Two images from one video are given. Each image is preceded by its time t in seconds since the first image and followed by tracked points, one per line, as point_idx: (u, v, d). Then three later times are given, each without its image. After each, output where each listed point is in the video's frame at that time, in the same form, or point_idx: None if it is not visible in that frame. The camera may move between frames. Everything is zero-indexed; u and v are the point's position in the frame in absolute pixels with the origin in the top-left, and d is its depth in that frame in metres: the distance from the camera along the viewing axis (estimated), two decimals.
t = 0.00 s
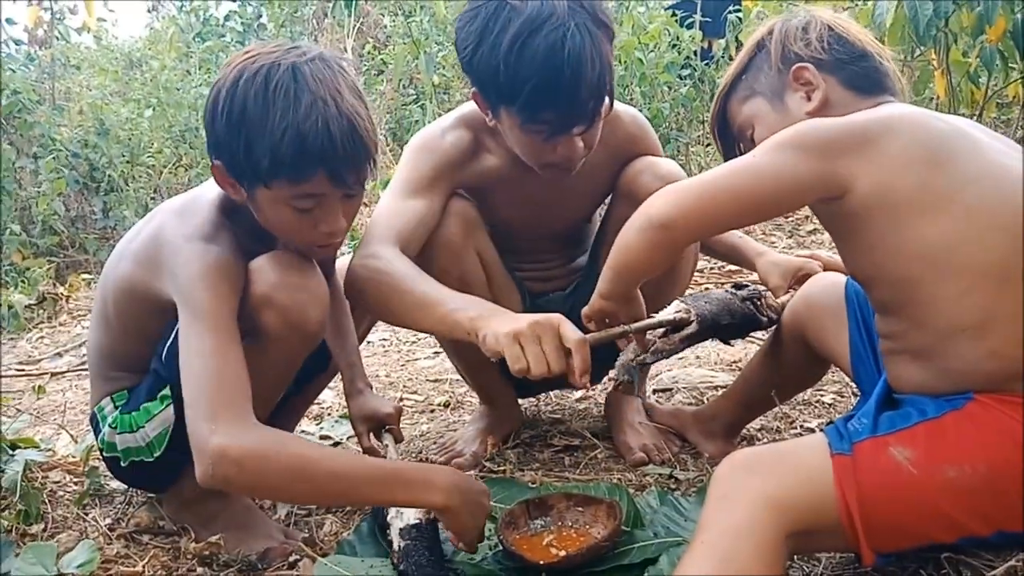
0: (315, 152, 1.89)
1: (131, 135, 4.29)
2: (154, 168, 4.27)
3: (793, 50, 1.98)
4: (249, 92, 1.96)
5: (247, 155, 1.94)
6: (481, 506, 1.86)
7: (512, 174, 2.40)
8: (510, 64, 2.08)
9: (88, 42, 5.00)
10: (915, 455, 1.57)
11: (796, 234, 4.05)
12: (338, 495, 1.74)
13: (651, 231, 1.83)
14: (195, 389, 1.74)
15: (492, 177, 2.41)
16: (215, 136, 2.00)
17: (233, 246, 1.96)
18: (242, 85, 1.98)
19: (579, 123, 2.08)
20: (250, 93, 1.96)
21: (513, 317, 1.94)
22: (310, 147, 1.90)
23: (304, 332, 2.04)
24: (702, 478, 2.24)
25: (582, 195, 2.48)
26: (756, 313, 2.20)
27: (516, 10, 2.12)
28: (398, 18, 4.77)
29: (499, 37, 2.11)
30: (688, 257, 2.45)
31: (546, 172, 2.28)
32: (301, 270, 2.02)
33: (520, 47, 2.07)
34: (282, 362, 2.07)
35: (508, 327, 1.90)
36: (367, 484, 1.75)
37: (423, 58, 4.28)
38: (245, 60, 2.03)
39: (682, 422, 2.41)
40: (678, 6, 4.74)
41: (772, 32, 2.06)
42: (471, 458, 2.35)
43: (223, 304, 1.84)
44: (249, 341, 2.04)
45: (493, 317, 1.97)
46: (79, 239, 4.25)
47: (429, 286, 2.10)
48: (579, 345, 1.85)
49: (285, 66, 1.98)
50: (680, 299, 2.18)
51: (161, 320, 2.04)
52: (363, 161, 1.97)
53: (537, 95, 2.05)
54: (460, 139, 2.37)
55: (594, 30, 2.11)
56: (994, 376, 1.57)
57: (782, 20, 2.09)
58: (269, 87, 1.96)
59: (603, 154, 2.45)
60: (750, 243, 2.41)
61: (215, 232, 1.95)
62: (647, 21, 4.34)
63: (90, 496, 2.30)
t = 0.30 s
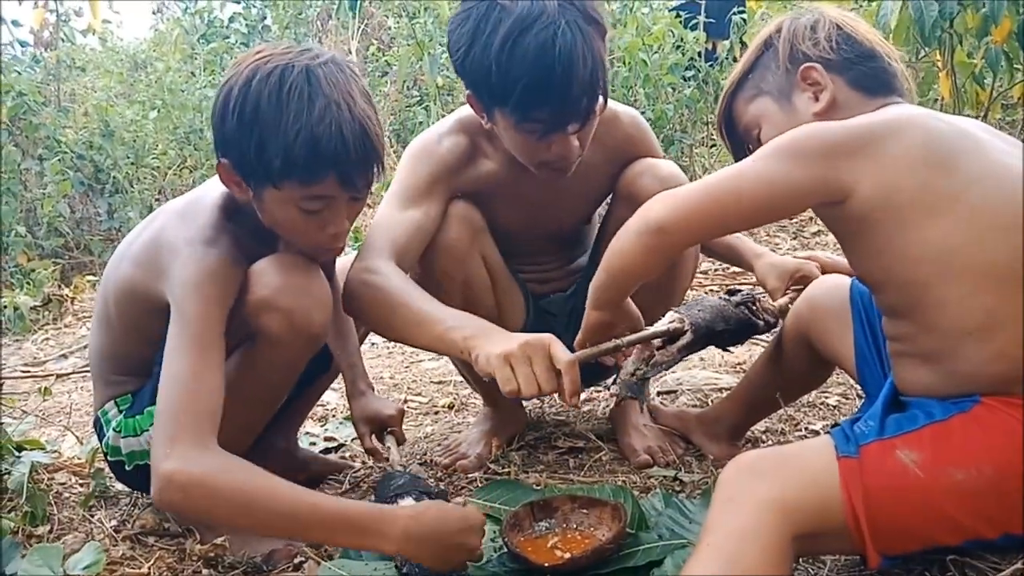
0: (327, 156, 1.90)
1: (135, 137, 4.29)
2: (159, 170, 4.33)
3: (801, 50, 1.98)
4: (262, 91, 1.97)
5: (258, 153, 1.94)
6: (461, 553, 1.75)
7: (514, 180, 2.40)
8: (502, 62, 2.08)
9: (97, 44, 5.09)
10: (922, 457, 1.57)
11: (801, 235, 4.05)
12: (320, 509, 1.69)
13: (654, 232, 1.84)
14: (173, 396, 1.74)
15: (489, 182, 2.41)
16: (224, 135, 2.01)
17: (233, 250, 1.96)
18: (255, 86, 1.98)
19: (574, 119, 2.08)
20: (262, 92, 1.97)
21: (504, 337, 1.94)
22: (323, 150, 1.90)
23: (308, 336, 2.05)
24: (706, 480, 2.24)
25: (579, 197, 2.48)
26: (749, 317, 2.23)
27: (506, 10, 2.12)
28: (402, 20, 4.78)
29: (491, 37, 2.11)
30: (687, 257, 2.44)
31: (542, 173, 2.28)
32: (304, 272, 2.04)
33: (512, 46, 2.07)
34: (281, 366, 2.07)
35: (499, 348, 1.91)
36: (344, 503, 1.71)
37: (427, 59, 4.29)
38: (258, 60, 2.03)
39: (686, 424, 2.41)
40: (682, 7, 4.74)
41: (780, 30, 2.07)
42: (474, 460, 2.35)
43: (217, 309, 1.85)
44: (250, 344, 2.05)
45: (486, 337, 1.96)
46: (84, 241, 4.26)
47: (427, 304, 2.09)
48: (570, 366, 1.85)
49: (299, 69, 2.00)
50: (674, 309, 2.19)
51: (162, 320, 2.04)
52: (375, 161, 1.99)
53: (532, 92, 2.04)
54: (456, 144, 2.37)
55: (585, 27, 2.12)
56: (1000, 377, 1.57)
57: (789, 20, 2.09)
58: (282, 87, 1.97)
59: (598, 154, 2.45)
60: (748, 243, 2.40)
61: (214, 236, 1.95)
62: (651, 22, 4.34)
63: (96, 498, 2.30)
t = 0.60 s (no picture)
0: (340, 164, 1.91)
1: (134, 139, 4.33)
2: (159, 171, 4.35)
3: (790, 59, 1.97)
4: (277, 99, 1.96)
5: (267, 158, 1.93)
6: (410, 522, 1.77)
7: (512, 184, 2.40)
8: (497, 66, 2.08)
9: (98, 45, 5.11)
10: (917, 460, 1.57)
11: (800, 238, 4.04)
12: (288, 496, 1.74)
13: (639, 247, 1.86)
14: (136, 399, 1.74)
15: (488, 189, 2.41)
16: (232, 135, 1.99)
17: (224, 256, 1.95)
18: (270, 91, 1.97)
19: (570, 124, 2.08)
20: (278, 100, 1.96)
21: (494, 375, 1.91)
22: (338, 159, 1.91)
23: (300, 339, 2.01)
24: (706, 485, 2.24)
25: (579, 201, 2.47)
26: (735, 338, 2.20)
27: (502, 15, 2.12)
28: (402, 22, 4.79)
29: (485, 41, 2.11)
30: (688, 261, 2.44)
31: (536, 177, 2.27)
32: (297, 278, 2.01)
33: (507, 50, 2.07)
34: (271, 369, 2.04)
35: (489, 387, 1.88)
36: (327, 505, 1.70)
37: (427, 62, 4.29)
38: (274, 66, 2.03)
39: (685, 428, 2.40)
40: (682, 10, 4.75)
41: (770, 39, 2.05)
42: (473, 463, 2.32)
43: (196, 312, 1.83)
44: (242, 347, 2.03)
45: (476, 369, 1.95)
46: (83, 242, 4.26)
47: (420, 324, 2.07)
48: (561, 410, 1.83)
49: (315, 78, 1.99)
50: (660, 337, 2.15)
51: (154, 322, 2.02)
52: (379, 172, 1.99)
53: (529, 96, 2.04)
54: (453, 152, 2.37)
55: (582, 32, 2.11)
56: (996, 381, 1.57)
57: (780, 28, 2.08)
58: (298, 97, 1.96)
59: (598, 158, 2.44)
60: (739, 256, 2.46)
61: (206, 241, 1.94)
62: (650, 25, 4.35)
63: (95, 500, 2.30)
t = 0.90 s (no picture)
0: (364, 172, 1.93)
1: (135, 142, 4.32)
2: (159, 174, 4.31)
3: (767, 79, 2.02)
4: (304, 104, 1.96)
5: (290, 163, 1.94)
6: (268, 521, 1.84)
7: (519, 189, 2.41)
8: (521, 75, 2.08)
9: (99, 49, 5.13)
10: (912, 461, 1.58)
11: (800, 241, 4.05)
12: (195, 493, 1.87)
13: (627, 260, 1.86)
14: (108, 380, 1.89)
15: (497, 194, 2.42)
16: (251, 138, 1.99)
17: (215, 258, 1.99)
18: (296, 97, 1.97)
19: (590, 136, 2.09)
20: (304, 107, 1.96)
21: (507, 397, 1.92)
22: (361, 167, 1.93)
23: (293, 347, 2.04)
24: (705, 486, 2.25)
25: (587, 204, 2.48)
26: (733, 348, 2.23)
27: (525, 24, 2.13)
28: (402, 26, 4.80)
29: (508, 50, 2.12)
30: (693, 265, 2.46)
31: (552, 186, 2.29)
32: (292, 284, 2.03)
33: (531, 60, 2.08)
34: (269, 378, 2.06)
35: (502, 412, 1.88)
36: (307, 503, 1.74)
37: (427, 65, 4.29)
38: (300, 70, 2.03)
39: (684, 430, 2.41)
40: (682, 14, 4.76)
41: (746, 63, 2.11)
42: (474, 465, 2.33)
43: (174, 314, 1.92)
44: (235, 356, 2.02)
45: (489, 389, 1.96)
46: (84, 245, 4.26)
47: (434, 340, 2.08)
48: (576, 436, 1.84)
49: (341, 87, 2.00)
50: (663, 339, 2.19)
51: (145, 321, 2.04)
52: (396, 183, 2.02)
53: (554, 107, 2.04)
54: (464, 158, 2.37)
55: (604, 44, 2.12)
56: (990, 383, 1.57)
57: (753, 50, 2.13)
58: (324, 103, 1.96)
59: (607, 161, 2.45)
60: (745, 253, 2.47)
61: (201, 241, 1.98)
62: (650, 29, 4.36)
63: (96, 502, 2.31)
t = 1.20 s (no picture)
0: (376, 173, 1.97)
1: (135, 145, 4.30)
2: (159, 177, 4.32)
3: (787, 63, 2.00)
4: (321, 99, 1.99)
5: (302, 157, 1.96)
6: (285, 514, 1.95)
7: (521, 192, 2.42)
8: (536, 75, 2.08)
9: (98, 53, 5.16)
10: (916, 464, 1.58)
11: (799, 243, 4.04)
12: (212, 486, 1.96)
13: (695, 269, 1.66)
14: (99, 356, 1.91)
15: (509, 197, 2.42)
16: (264, 126, 2.01)
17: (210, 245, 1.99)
18: (315, 92, 2.00)
19: (605, 136, 2.09)
20: (321, 103, 1.98)
21: (596, 400, 1.82)
22: (374, 167, 1.97)
23: (292, 381, 2.04)
24: (705, 489, 2.26)
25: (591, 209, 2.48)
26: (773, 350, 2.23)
27: (537, 24, 2.13)
28: (402, 28, 4.81)
29: (521, 51, 2.12)
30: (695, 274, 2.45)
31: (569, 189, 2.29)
32: (291, 314, 2.03)
33: (546, 57, 2.08)
34: (263, 414, 2.05)
35: (592, 411, 1.80)
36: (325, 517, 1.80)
37: (426, 67, 4.29)
38: (319, 66, 2.06)
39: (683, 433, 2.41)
40: (681, 16, 4.77)
41: (765, 43, 2.07)
42: (474, 468, 2.37)
43: (167, 303, 1.91)
44: (232, 389, 2.02)
45: (574, 392, 1.86)
46: (84, 249, 4.21)
47: (500, 337, 2.00)
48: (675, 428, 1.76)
49: (358, 86, 2.03)
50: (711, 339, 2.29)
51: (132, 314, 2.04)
52: (402, 184, 2.06)
53: (570, 104, 2.04)
54: (478, 159, 2.37)
55: (617, 42, 2.13)
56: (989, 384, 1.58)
57: (773, 33, 2.11)
58: (341, 101, 1.99)
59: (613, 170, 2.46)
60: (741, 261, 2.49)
61: (197, 228, 1.98)
62: (649, 31, 4.36)
63: (95, 506, 2.31)
